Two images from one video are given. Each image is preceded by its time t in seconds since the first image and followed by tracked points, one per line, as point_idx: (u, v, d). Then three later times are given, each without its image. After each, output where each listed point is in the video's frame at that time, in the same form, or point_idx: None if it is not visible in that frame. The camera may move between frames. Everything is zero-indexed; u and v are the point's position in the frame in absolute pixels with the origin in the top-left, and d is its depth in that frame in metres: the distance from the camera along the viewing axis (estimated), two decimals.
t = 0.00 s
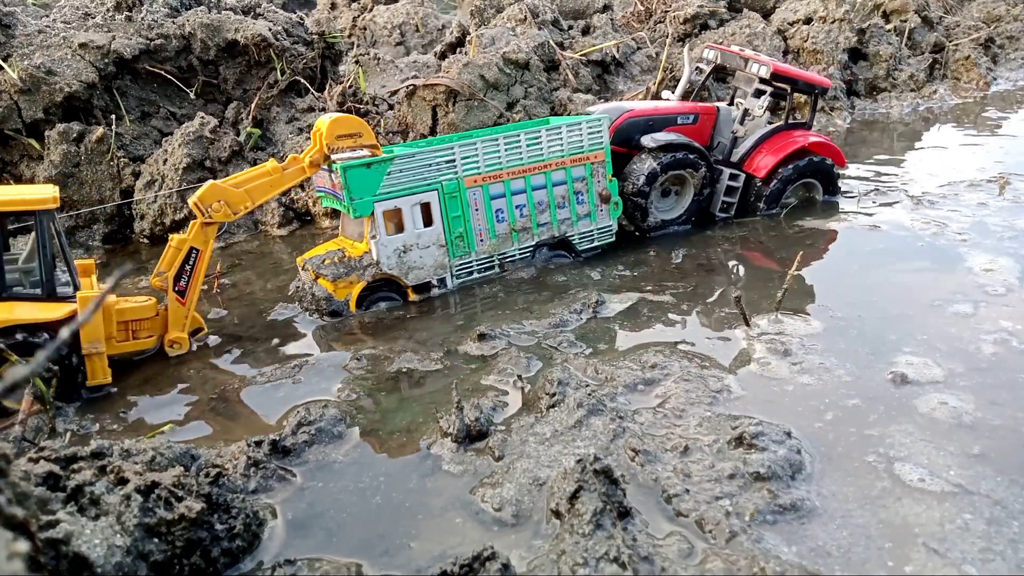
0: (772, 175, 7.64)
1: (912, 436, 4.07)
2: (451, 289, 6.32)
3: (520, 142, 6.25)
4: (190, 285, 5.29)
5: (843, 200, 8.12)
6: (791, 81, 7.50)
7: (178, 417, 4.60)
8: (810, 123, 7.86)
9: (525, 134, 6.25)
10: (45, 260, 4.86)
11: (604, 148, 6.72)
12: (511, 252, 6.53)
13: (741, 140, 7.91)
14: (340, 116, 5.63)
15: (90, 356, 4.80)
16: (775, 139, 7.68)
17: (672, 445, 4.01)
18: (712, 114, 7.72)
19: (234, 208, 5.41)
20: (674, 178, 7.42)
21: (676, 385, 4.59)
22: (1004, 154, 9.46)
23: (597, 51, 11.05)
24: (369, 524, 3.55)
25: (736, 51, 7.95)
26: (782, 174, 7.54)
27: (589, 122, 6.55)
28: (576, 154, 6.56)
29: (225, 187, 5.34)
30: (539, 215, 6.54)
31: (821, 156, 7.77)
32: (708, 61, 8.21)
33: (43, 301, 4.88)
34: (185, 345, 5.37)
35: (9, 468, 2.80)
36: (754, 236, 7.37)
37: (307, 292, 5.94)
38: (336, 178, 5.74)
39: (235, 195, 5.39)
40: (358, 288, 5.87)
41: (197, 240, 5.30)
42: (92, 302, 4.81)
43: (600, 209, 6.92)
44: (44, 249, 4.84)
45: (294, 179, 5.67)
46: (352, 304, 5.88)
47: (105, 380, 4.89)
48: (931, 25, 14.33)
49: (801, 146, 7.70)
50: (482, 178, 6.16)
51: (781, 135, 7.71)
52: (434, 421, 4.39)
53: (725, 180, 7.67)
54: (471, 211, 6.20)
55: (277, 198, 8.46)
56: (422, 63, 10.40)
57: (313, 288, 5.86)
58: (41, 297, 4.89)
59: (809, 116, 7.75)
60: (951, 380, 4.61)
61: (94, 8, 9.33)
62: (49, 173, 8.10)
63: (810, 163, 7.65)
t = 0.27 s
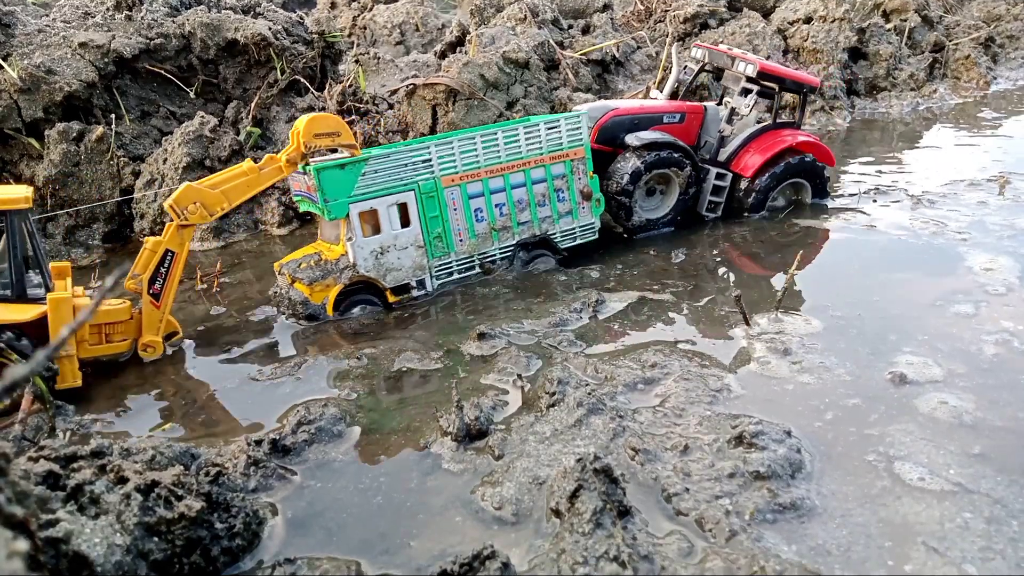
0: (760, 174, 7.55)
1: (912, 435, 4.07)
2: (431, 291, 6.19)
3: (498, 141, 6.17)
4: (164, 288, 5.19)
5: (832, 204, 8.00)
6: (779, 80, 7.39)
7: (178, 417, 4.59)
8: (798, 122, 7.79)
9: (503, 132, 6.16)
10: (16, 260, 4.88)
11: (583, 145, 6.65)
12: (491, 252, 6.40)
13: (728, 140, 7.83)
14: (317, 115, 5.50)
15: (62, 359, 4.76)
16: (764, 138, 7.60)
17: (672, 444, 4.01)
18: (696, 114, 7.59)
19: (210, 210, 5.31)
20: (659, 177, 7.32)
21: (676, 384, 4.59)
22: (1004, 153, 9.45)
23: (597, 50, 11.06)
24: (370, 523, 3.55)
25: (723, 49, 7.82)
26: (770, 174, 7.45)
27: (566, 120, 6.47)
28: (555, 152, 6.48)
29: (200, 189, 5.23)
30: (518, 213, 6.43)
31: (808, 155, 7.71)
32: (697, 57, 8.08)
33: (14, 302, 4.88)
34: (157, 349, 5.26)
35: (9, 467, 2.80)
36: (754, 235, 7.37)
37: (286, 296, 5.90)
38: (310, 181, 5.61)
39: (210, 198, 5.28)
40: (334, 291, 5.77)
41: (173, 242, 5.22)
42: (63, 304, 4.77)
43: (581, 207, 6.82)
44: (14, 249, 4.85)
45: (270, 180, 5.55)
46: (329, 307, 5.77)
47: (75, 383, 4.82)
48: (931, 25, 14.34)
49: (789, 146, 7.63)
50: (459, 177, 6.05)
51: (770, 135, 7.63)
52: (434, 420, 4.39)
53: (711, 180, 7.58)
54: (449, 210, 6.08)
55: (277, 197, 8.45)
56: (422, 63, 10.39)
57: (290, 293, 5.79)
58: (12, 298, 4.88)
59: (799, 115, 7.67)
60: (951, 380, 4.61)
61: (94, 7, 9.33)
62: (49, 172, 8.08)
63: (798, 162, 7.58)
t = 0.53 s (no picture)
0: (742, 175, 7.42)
1: (912, 434, 4.07)
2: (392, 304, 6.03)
3: (467, 153, 5.92)
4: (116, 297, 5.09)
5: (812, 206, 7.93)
6: (759, 79, 7.16)
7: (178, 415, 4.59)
8: (782, 121, 7.57)
9: (473, 145, 5.92)
10: None
11: (557, 158, 6.41)
12: (456, 266, 6.23)
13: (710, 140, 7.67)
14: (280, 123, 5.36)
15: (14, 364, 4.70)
16: (747, 137, 7.43)
17: (672, 443, 4.01)
18: (681, 115, 7.47)
19: (168, 217, 5.15)
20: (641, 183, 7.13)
21: (676, 383, 4.59)
22: (1005, 151, 9.43)
23: (597, 49, 11.06)
24: (371, 522, 3.55)
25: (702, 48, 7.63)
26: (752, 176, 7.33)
27: (540, 131, 6.21)
28: (526, 164, 6.24)
29: (158, 196, 5.07)
30: (487, 227, 6.23)
31: (792, 155, 7.56)
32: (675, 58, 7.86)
33: None
34: (107, 358, 5.12)
35: (10, 466, 2.80)
36: (754, 233, 7.36)
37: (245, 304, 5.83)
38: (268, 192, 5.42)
39: (168, 205, 5.12)
40: (290, 304, 5.61)
41: (128, 249, 5.12)
42: (9, 311, 4.65)
43: (552, 222, 6.61)
44: None
45: (231, 189, 5.35)
46: (285, 320, 5.63)
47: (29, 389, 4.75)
48: (931, 23, 14.36)
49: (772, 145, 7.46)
50: (425, 191, 5.83)
51: (753, 133, 7.47)
52: (434, 419, 4.39)
53: (693, 183, 7.46)
54: (414, 224, 5.88)
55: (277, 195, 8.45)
56: (422, 61, 10.38)
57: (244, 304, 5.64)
58: None
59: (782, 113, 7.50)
60: (951, 378, 4.60)
61: (94, 6, 9.32)
62: (49, 171, 8.06)
63: (780, 163, 7.44)
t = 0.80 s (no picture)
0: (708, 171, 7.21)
1: (912, 431, 4.08)
2: (333, 313, 5.78)
3: (413, 158, 5.67)
4: (52, 305, 4.97)
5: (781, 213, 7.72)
6: (716, 73, 6.98)
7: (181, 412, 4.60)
8: (744, 115, 7.40)
9: (418, 150, 5.66)
10: None
11: (507, 166, 6.12)
12: (401, 274, 5.95)
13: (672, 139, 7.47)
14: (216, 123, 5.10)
15: None
16: (711, 133, 7.25)
17: (673, 440, 4.02)
18: (639, 115, 7.32)
19: (101, 223, 5.01)
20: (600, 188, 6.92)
21: (677, 380, 4.60)
22: (1005, 149, 9.43)
23: (597, 47, 11.06)
24: (372, 518, 3.56)
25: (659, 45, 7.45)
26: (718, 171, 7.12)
27: (488, 140, 5.94)
28: (474, 173, 5.96)
29: (90, 202, 4.93)
30: (433, 235, 5.96)
31: (759, 149, 7.34)
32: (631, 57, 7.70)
33: None
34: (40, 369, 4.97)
35: (13, 463, 2.81)
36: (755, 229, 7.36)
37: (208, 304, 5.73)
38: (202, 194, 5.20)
39: (100, 210, 4.97)
40: (224, 310, 5.36)
41: (62, 257, 4.97)
42: None
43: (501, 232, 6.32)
44: None
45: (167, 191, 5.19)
46: (217, 327, 5.37)
47: None
48: (933, 20, 14.35)
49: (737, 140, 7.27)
50: (368, 196, 5.57)
51: (717, 129, 7.29)
52: (435, 416, 4.40)
53: (658, 184, 7.21)
54: (356, 229, 5.62)
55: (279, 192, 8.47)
56: (423, 59, 10.38)
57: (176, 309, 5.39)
58: None
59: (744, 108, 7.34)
60: (951, 375, 4.61)
61: (95, 4, 9.32)
62: (51, 169, 8.14)
63: (746, 158, 7.24)
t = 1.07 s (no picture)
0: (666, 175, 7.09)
1: (912, 430, 4.08)
2: (274, 317, 5.58)
3: (361, 163, 5.57)
4: None
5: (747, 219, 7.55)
6: (667, 74, 6.86)
7: (181, 410, 4.59)
8: (703, 117, 7.26)
9: (368, 154, 5.57)
10: None
11: (460, 175, 6.00)
12: (347, 280, 5.76)
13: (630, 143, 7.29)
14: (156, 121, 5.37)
15: None
16: (670, 136, 7.11)
17: (672, 438, 4.02)
18: (593, 122, 7.14)
19: (38, 221, 5.01)
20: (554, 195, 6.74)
21: (677, 378, 4.60)
22: (1005, 147, 9.42)
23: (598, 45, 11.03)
24: (372, 517, 3.56)
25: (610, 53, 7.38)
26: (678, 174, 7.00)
27: (439, 147, 5.84)
28: (424, 179, 5.84)
29: (27, 199, 4.94)
30: (380, 242, 5.79)
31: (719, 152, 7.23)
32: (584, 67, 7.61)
33: None
34: None
35: (12, 462, 2.81)
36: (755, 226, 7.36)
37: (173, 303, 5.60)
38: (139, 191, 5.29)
39: (37, 207, 4.98)
40: (157, 309, 5.17)
41: None
42: None
43: (453, 241, 6.13)
44: None
45: (104, 190, 5.26)
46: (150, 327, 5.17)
47: None
48: (933, 19, 14.34)
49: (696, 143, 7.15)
50: (313, 198, 5.45)
51: (676, 131, 7.15)
52: (435, 414, 4.40)
53: (614, 192, 7.06)
54: (300, 232, 5.47)
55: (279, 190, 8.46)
56: (423, 58, 10.34)
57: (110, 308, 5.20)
58: None
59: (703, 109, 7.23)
60: (950, 373, 4.61)
61: (95, 2, 9.31)
62: (52, 167, 8.08)
63: (705, 161, 7.13)
